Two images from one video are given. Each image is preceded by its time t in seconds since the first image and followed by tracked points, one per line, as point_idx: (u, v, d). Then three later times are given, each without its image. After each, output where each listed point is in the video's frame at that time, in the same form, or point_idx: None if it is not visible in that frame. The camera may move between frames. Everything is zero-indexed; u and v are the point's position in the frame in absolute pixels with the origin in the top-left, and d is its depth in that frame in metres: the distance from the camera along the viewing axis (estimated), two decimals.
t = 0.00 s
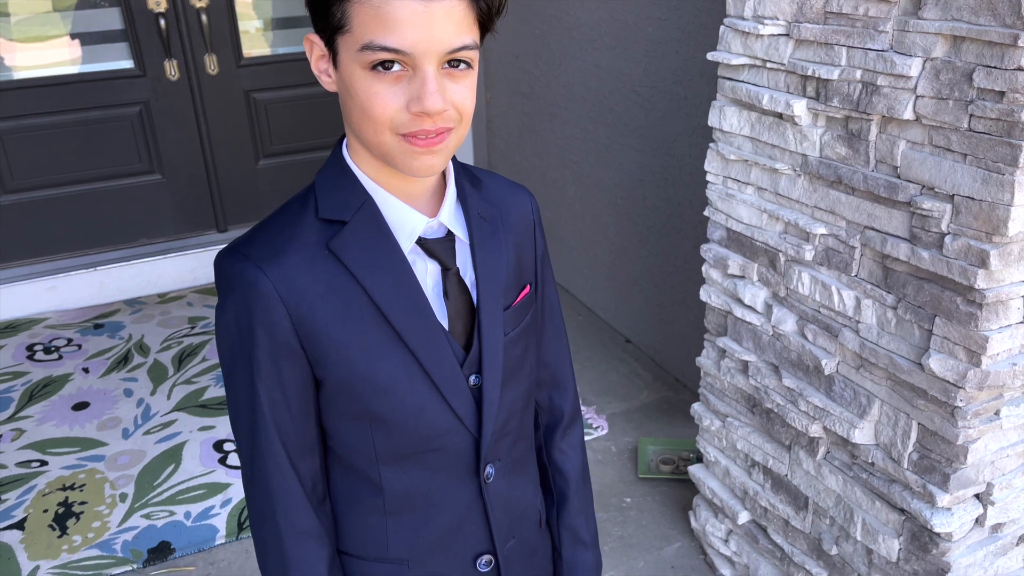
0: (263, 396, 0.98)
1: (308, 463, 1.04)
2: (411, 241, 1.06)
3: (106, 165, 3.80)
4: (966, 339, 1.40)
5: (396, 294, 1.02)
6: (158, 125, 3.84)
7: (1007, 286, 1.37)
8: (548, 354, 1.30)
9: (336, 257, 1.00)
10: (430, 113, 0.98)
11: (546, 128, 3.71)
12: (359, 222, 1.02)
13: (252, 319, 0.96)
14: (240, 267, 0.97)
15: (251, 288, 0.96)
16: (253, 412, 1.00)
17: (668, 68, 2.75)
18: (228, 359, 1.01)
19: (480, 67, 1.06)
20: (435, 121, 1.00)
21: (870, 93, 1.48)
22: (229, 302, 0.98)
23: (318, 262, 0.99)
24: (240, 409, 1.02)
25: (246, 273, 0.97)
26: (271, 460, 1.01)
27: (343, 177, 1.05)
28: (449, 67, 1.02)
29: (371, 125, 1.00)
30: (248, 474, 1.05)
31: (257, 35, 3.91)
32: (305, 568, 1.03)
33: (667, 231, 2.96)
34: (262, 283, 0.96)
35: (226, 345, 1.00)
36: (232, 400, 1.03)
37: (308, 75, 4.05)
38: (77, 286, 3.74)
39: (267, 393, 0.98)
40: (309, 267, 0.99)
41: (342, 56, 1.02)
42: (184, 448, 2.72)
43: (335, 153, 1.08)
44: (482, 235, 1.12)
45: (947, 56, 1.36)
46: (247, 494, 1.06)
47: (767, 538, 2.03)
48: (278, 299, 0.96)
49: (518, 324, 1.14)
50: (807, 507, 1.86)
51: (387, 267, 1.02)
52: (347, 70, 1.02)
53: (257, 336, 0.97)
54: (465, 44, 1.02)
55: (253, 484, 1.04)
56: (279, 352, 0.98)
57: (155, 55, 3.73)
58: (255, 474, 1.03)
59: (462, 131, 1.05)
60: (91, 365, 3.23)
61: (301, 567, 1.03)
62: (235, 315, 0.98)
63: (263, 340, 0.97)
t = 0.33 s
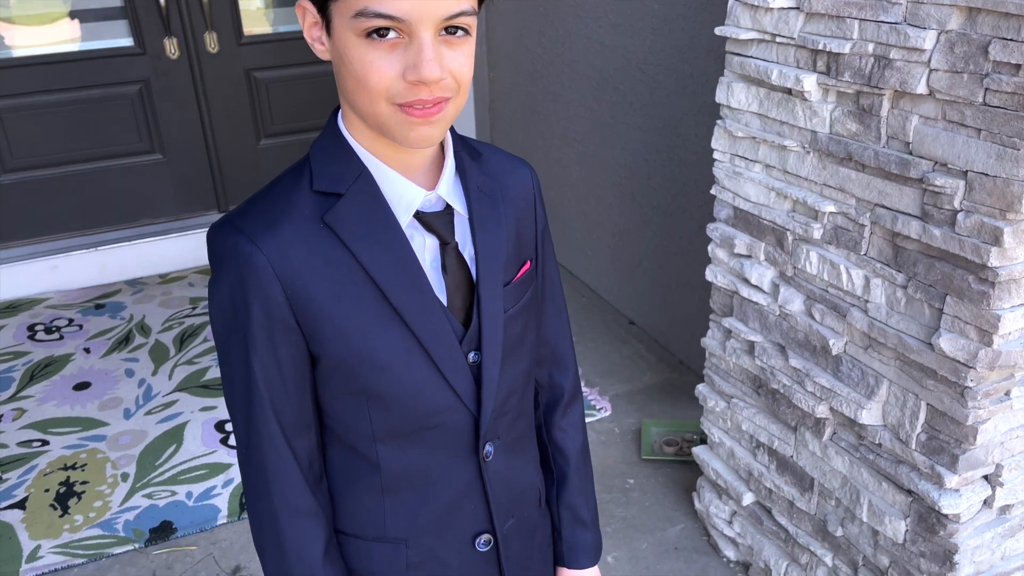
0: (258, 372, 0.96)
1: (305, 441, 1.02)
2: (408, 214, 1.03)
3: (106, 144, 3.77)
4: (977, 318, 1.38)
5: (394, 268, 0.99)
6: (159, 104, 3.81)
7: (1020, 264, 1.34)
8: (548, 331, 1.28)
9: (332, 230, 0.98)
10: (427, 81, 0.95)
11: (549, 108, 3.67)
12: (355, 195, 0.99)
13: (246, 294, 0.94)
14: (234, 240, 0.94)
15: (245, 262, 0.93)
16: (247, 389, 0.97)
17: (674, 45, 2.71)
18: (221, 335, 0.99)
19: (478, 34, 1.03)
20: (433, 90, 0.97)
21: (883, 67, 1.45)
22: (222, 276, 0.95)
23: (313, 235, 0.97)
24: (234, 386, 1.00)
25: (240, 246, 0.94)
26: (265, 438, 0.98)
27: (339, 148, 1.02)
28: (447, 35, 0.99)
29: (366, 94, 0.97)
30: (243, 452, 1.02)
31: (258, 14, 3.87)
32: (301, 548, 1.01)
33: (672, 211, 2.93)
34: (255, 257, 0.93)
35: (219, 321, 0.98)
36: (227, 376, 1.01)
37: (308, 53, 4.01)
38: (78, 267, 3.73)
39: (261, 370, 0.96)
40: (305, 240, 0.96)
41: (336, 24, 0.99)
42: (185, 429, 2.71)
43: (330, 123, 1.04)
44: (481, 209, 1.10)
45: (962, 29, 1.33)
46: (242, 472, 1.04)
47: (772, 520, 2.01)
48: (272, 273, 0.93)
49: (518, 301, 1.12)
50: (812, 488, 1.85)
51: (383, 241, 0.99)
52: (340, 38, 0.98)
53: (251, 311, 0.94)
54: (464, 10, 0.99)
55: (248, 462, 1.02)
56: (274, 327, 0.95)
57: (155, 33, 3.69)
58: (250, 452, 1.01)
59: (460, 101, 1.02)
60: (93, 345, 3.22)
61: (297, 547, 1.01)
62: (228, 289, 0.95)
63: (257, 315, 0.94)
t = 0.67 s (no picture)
0: (251, 348, 0.92)
1: (302, 419, 0.99)
2: (407, 184, 1.00)
3: (105, 121, 3.73)
4: (992, 295, 1.35)
5: (392, 240, 0.96)
6: (158, 81, 3.76)
7: None
8: (550, 307, 1.24)
9: (328, 200, 0.94)
10: (431, 47, 0.90)
11: (553, 84, 3.62)
12: (352, 164, 0.96)
13: (239, 266, 0.90)
14: (226, 210, 0.91)
15: (238, 232, 0.90)
16: (241, 365, 0.94)
17: (680, 20, 2.66)
18: (213, 309, 0.95)
19: None
20: (437, 57, 0.92)
21: (898, 37, 1.41)
22: (214, 248, 0.92)
23: (309, 205, 0.93)
24: (227, 362, 0.96)
25: (232, 216, 0.90)
26: (259, 415, 0.95)
27: (335, 114, 0.98)
28: None
29: (366, 60, 0.92)
30: (237, 430, 0.99)
31: None
32: (297, 529, 0.98)
33: (677, 190, 2.90)
34: (249, 227, 0.90)
35: (212, 294, 0.94)
36: (219, 352, 0.97)
37: (309, 29, 3.95)
38: (78, 245, 3.71)
39: (255, 345, 0.92)
40: (300, 210, 0.92)
41: None
42: (186, 408, 2.69)
43: (327, 88, 1.00)
44: (482, 180, 1.06)
45: None
46: (235, 451, 1.01)
47: (777, 500, 2.00)
48: (266, 245, 0.90)
49: (520, 275, 1.09)
50: (819, 468, 1.82)
51: (381, 212, 0.96)
52: None
53: (244, 284, 0.90)
54: None
55: (242, 441, 0.99)
56: (268, 301, 0.92)
57: (153, 8, 3.64)
58: (244, 430, 0.97)
59: (463, 69, 0.97)
60: (93, 324, 3.20)
61: (292, 528, 0.98)
62: (220, 261, 0.92)
63: (250, 289, 0.91)
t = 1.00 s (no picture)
0: (249, 323, 0.89)
1: (301, 395, 0.96)
2: (407, 150, 0.96)
3: (102, 97, 3.68)
4: (1005, 270, 1.32)
5: (393, 210, 0.93)
6: (155, 56, 3.71)
7: None
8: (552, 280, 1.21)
9: (326, 167, 0.91)
10: (431, 12, 0.86)
11: (556, 60, 3.57)
12: (350, 130, 0.92)
13: (235, 237, 0.87)
14: (221, 177, 0.88)
15: (235, 202, 0.87)
16: (238, 341, 0.91)
17: None
18: (208, 283, 0.92)
19: None
20: (436, 22, 0.88)
21: (913, 5, 1.37)
22: (208, 219, 0.88)
23: (306, 171, 0.90)
24: (222, 338, 0.93)
25: (228, 184, 0.87)
26: (257, 392, 0.92)
27: (332, 77, 0.94)
28: None
29: (362, 22, 0.88)
30: (234, 408, 0.96)
31: None
32: (298, 507, 0.96)
33: (681, 166, 2.86)
34: (245, 196, 0.86)
35: (205, 267, 0.91)
36: (214, 328, 0.94)
37: (307, 3, 3.89)
38: (75, 222, 3.68)
39: (253, 320, 0.89)
40: (298, 178, 0.89)
41: None
42: (185, 385, 2.67)
43: (322, 51, 0.97)
44: (484, 147, 1.03)
45: None
46: (232, 430, 0.98)
47: (782, 479, 1.98)
48: (263, 214, 0.87)
49: (524, 245, 1.06)
50: (824, 447, 1.80)
51: (382, 180, 0.93)
52: None
53: (241, 256, 0.87)
54: None
55: (239, 419, 0.96)
56: (266, 274, 0.89)
57: None
58: (241, 407, 0.95)
59: (463, 34, 0.93)
60: (91, 302, 3.17)
61: (293, 507, 0.96)
62: (214, 233, 0.88)
63: (248, 261, 0.87)
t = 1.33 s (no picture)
0: (241, 294, 0.87)
1: (296, 369, 0.94)
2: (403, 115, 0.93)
3: (97, 72, 3.63)
4: (1018, 245, 1.30)
5: (389, 177, 0.90)
6: (151, 30, 3.66)
7: None
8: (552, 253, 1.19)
9: (318, 133, 0.88)
10: None
11: (558, 35, 3.52)
12: (342, 94, 0.89)
13: (226, 206, 0.84)
14: (210, 144, 0.85)
15: (225, 169, 0.84)
16: (230, 313, 0.88)
17: None
18: (198, 254, 0.89)
19: None
20: None
21: None
22: (197, 187, 0.85)
23: (299, 137, 0.87)
24: (214, 310, 0.90)
25: (217, 150, 0.84)
26: (250, 366, 0.90)
27: (324, 40, 0.91)
28: None
29: None
30: (226, 384, 0.94)
31: None
32: (293, 484, 0.94)
33: (685, 143, 2.82)
34: (236, 162, 0.84)
35: (195, 238, 0.88)
36: (204, 301, 0.91)
37: None
38: (72, 199, 3.69)
39: (245, 291, 0.86)
40: (290, 145, 0.87)
41: None
42: (183, 363, 2.65)
43: (315, 13, 0.93)
44: (482, 113, 1.00)
45: None
46: (224, 406, 0.96)
47: (785, 457, 1.96)
48: (254, 181, 0.84)
49: (524, 216, 1.03)
50: (829, 425, 1.79)
51: (377, 147, 0.90)
52: None
53: (232, 225, 0.84)
54: None
55: (231, 394, 0.93)
56: (258, 244, 0.86)
57: None
58: (234, 382, 0.92)
59: None
60: (88, 280, 3.14)
61: (288, 483, 0.94)
62: (203, 201, 0.86)
63: (239, 230, 0.85)
